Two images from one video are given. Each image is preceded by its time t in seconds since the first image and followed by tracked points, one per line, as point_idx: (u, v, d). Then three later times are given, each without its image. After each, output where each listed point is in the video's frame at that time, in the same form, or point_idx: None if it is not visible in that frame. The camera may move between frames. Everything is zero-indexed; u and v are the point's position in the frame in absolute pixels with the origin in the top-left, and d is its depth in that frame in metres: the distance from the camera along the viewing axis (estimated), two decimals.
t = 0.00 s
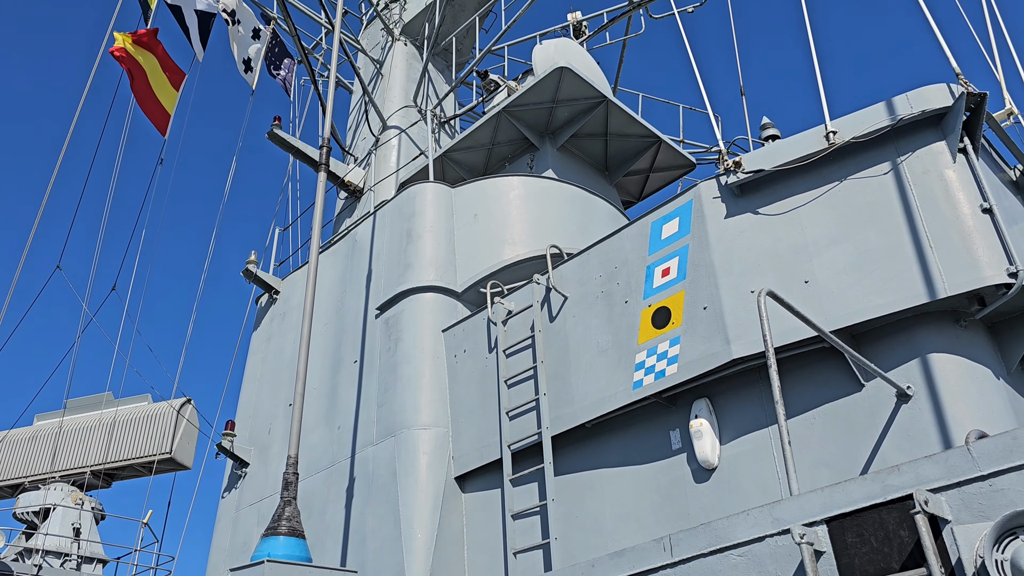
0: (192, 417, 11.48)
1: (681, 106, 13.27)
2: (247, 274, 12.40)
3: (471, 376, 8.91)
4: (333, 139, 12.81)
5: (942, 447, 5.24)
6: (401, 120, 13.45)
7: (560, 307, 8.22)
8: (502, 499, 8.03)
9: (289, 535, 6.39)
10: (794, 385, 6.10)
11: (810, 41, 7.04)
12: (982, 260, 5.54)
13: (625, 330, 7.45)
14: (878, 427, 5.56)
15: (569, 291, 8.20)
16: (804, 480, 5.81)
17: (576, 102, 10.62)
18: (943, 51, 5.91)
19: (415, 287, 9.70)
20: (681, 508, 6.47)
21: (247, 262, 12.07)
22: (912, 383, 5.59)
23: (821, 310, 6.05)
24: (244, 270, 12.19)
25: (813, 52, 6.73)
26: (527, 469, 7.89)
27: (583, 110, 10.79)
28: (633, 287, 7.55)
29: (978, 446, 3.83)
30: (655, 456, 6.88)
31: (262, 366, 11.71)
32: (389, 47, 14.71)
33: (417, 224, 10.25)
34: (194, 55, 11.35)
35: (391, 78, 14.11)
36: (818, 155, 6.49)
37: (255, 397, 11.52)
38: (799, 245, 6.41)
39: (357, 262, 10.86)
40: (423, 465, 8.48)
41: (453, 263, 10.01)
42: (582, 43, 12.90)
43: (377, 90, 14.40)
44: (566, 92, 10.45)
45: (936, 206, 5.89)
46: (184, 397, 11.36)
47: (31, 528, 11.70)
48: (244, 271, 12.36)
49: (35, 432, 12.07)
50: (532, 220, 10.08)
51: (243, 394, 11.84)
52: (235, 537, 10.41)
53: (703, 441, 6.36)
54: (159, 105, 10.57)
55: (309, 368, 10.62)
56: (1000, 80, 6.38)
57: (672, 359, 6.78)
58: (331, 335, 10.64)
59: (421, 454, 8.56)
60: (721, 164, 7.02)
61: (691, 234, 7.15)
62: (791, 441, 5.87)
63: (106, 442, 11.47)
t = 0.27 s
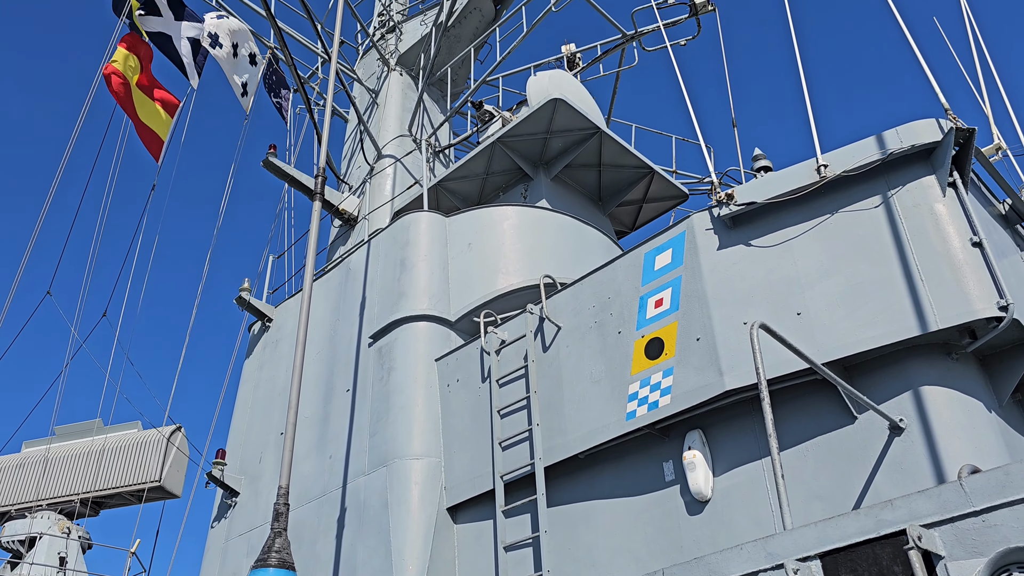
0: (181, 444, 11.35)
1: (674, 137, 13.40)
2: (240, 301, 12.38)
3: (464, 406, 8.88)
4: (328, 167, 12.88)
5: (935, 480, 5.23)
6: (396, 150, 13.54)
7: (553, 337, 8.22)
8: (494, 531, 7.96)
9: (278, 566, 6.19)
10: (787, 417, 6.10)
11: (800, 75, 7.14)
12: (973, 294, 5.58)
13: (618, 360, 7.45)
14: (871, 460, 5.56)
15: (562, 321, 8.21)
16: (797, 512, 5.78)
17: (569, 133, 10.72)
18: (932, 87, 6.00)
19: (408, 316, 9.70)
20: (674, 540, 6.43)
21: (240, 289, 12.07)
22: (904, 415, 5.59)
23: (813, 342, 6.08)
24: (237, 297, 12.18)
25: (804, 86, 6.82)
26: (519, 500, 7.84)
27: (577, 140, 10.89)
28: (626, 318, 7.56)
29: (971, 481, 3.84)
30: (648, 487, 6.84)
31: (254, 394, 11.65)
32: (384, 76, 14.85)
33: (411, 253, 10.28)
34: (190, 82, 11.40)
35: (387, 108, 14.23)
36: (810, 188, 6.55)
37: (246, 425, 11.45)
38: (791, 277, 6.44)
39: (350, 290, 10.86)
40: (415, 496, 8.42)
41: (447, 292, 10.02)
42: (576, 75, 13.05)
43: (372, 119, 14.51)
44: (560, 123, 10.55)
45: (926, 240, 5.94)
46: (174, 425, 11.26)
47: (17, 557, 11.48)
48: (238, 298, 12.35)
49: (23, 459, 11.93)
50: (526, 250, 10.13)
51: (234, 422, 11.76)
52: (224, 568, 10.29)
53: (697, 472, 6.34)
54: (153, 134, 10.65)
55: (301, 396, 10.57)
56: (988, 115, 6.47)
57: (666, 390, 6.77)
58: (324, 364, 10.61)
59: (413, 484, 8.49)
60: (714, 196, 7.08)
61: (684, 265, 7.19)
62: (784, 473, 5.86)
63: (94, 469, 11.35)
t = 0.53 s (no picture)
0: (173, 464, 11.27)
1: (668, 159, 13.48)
2: (234, 321, 12.35)
3: (457, 427, 8.84)
4: (323, 187, 12.91)
5: (929, 504, 5.23)
6: (391, 170, 13.58)
7: (547, 358, 8.21)
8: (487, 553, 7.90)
9: None
10: (781, 440, 6.10)
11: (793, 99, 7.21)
12: (966, 317, 5.61)
13: (612, 382, 7.45)
14: (864, 483, 5.55)
15: (556, 342, 8.21)
16: (792, 536, 5.76)
17: (564, 154, 10.78)
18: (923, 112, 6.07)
19: (403, 336, 9.68)
20: (668, 563, 6.39)
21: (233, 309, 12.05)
22: (898, 438, 5.60)
23: (807, 365, 6.09)
24: (231, 317, 12.15)
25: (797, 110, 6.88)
26: (513, 522, 7.79)
27: (571, 162, 10.95)
28: (620, 339, 7.57)
29: (964, 506, 3.86)
30: (642, 510, 6.81)
31: (247, 414, 11.59)
32: (380, 97, 14.93)
33: (406, 274, 10.28)
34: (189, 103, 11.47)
35: (382, 129, 14.29)
36: (803, 211, 6.59)
37: (238, 446, 11.38)
38: (785, 300, 6.47)
39: (344, 311, 10.85)
40: (408, 518, 8.36)
41: (441, 312, 10.02)
42: (570, 97, 13.14)
43: (367, 139, 14.57)
44: (554, 144, 10.61)
45: (919, 263, 5.98)
46: (166, 444, 11.19)
47: None
48: (231, 318, 12.32)
49: (13, 479, 11.81)
50: (520, 270, 10.15)
51: (227, 442, 11.69)
52: None
53: (691, 495, 6.32)
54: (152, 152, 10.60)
55: (294, 417, 10.51)
56: (979, 139, 6.54)
57: (660, 413, 6.76)
58: (317, 384, 10.57)
59: (406, 507, 8.44)
60: (708, 218, 7.12)
61: (678, 287, 7.21)
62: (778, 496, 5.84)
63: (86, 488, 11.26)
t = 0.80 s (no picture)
0: (165, 476, 11.21)
1: (662, 173, 13.53)
2: (227, 333, 12.32)
3: (451, 441, 8.82)
4: (318, 200, 12.92)
5: (922, 519, 5.22)
6: (386, 183, 13.61)
7: (541, 372, 8.20)
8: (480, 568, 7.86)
9: None
10: (774, 454, 6.10)
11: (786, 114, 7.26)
12: (958, 332, 5.63)
13: (606, 396, 7.44)
14: (858, 498, 5.55)
15: (550, 356, 8.21)
16: (785, 550, 5.75)
17: (558, 168, 10.82)
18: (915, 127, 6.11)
19: (397, 349, 9.67)
20: None
21: (227, 321, 12.02)
22: (891, 453, 5.60)
23: (800, 379, 6.10)
24: (224, 329, 12.12)
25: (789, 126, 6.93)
26: (506, 537, 7.75)
27: (566, 176, 10.99)
28: (614, 353, 7.57)
29: (956, 521, 3.87)
30: (635, 524, 6.79)
31: (239, 427, 11.54)
32: (375, 110, 14.98)
33: (400, 286, 10.28)
34: (184, 115, 11.50)
35: (377, 142, 14.33)
36: (796, 226, 6.62)
37: (231, 459, 11.32)
38: (778, 314, 6.48)
39: (338, 323, 10.83)
40: (400, 532, 8.32)
41: (435, 325, 10.01)
42: (565, 111, 13.20)
43: (362, 152, 14.61)
44: (549, 158, 10.65)
45: (911, 277, 6.01)
46: (158, 457, 11.11)
47: None
48: (224, 330, 12.29)
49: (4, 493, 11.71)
50: (514, 283, 10.16)
51: (219, 455, 11.63)
52: None
53: (684, 509, 6.30)
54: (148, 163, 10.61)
55: (287, 429, 10.47)
56: (970, 155, 6.59)
57: (654, 427, 6.76)
58: (310, 397, 10.53)
59: (399, 520, 8.40)
60: (701, 233, 7.14)
61: (672, 301, 7.23)
62: (771, 511, 5.83)
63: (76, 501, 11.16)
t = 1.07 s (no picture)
0: (158, 484, 11.15)
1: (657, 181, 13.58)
2: (221, 340, 12.28)
3: (445, 449, 8.79)
4: (313, 207, 12.91)
5: (917, 528, 5.23)
6: (381, 191, 13.61)
7: (536, 380, 8.19)
8: None
9: None
10: (768, 462, 6.10)
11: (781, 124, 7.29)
12: (952, 341, 5.65)
13: (600, 404, 7.44)
14: (852, 506, 5.55)
15: (545, 364, 8.20)
16: (779, 559, 5.74)
17: (554, 176, 10.84)
18: (909, 137, 6.13)
19: (391, 357, 9.65)
20: None
21: (221, 328, 11.99)
22: (885, 462, 5.60)
23: (794, 387, 6.10)
24: (218, 336, 12.08)
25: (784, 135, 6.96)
26: (500, 545, 7.73)
27: (561, 184, 11.01)
28: (609, 361, 7.57)
29: (950, 530, 3.87)
30: (630, 533, 6.78)
31: (233, 434, 11.49)
32: (371, 118, 14.99)
33: (395, 293, 10.27)
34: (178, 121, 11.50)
35: (373, 149, 14.34)
36: (790, 234, 6.64)
37: (224, 467, 11.27)
38: (772, 322, 6.50)
39: (333, 330, 10.81)
40: (394, 541, 8.29)
41: (430, 333, 10.00)
42: (561, 119, 13.24)
43: (358, 159, 14.61)
44: (544, 166, 10.67)
45: (905, 286, 6.02)
46: (151, 464, 11.05)
47: None
48: (219, 337, 12.25)
49: None
50: (509, 291, 10.16)
51: (213, 463, 11.57)
52: None
53: (679, 518, 6.30)
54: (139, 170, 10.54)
55: (281, 437, 10.43)
56: (964, 165, 6.62)
57: (648, 435, 6.75)
58: (305, 405, 10.50)
59: (393, 528, 8.37)
60: (696, 241, 7.15)
61: (666, 309, 7.23)
62: (765, 519, 5.82)
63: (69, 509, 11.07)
